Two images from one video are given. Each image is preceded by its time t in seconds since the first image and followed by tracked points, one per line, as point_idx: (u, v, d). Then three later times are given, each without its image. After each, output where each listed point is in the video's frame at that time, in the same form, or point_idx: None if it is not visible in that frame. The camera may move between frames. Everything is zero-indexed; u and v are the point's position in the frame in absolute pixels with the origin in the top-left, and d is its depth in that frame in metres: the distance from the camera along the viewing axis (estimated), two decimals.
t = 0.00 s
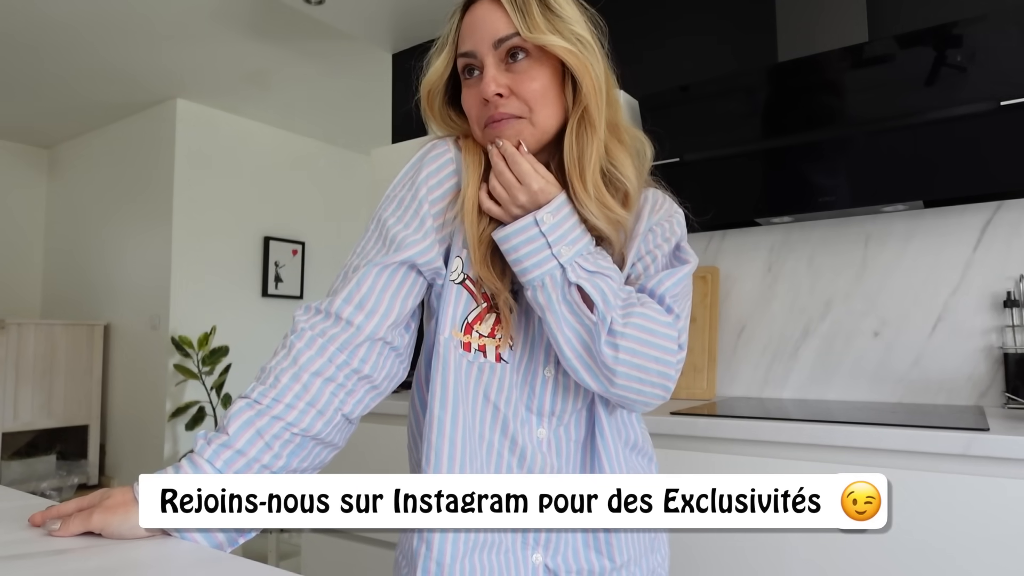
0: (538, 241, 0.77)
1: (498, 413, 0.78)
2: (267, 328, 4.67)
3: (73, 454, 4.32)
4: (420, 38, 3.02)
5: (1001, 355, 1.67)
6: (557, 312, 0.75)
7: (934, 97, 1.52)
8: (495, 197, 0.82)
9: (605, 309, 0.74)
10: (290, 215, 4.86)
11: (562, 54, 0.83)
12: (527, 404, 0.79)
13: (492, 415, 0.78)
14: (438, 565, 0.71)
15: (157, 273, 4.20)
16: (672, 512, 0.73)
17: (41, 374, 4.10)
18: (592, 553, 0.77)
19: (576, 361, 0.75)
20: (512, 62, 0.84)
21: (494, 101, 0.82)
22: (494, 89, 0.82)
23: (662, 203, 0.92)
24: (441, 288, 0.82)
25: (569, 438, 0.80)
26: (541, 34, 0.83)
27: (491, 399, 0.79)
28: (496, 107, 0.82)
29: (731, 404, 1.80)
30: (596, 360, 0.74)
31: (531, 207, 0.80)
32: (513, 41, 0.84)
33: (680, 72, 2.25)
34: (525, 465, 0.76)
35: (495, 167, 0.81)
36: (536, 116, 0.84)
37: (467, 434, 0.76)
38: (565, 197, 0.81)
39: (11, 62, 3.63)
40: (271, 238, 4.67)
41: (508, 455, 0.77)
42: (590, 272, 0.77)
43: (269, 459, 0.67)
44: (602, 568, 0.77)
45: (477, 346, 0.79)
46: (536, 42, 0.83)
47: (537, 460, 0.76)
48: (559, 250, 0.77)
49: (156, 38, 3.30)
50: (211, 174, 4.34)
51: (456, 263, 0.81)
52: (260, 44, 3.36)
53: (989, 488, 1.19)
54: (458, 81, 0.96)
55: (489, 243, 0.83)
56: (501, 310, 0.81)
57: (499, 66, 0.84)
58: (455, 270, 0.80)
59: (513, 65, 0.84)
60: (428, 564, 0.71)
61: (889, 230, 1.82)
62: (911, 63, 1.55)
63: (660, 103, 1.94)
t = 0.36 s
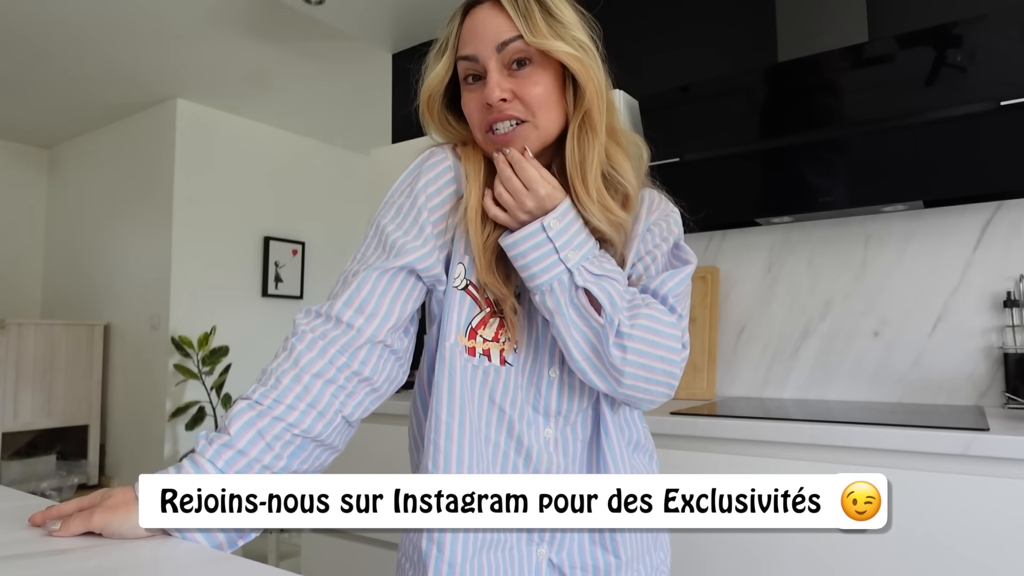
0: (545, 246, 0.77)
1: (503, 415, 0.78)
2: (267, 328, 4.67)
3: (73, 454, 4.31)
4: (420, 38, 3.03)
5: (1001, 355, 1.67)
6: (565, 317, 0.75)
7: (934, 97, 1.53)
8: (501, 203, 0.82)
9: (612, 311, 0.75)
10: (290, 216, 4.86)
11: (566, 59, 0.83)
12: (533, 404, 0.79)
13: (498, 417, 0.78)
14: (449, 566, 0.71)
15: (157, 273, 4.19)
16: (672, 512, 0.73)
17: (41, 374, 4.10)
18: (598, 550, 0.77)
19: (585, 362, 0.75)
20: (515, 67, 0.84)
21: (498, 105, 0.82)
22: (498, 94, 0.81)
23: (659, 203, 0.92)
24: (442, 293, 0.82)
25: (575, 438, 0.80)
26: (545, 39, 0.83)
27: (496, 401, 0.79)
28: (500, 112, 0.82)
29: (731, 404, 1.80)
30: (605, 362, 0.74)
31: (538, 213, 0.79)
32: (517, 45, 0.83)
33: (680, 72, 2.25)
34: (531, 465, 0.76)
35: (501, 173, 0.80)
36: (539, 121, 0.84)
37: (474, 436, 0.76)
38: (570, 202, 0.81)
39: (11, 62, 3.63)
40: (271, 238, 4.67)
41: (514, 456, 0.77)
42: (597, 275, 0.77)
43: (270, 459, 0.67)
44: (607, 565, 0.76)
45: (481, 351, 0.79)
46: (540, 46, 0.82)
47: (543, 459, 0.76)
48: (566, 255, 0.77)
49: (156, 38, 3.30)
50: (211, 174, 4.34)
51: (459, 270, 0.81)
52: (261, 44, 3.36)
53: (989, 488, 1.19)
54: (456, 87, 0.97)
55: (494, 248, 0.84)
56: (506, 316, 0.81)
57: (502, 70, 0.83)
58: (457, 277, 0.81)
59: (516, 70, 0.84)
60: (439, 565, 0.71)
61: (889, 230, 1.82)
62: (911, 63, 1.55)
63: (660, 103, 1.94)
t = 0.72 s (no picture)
0: (541, 249, 0.77)
1: (508, 418, 0.78)
2: (267, 328, 4.67)
3: (73, 454, 4.31)
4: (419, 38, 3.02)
5: (1001, 355, 1.67)
6: (563, 317, 0.75)
7: (934, 97, 1.53)
8: (498, 206, 0.82)
9: (610, 311, 0.75)
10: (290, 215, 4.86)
11: (563, 66, 0.83)
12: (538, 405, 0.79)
13: (503, 420, 0.78)
14: (460, 566, 0.71)
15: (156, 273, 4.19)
16: (673, 512, 0.73)
17: (41, 374, 4.09)
18: (606, 548, 0.77)
19: (583, 363, 0.75)
20: (513, 74, 0.84)
21: (496, 112, 0.82)
22: (495, 100, 0.81)
23: (662, 200, 0.91)
24: (446, 298, 0.82)
25: (581, 439, 0.79)
26: (542, 47, 0.83)
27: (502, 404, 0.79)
28: (498, 119, 0.83)
29: (731, 404, 1.80)
30: (603, 361, 0.74)
31: (534, 216, 0.79)
32: (514, 53, 0.83)
33: (680, 72, 2.25)
34: (537, 465, 0.76)
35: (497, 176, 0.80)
36: (538, 127, 0.84)
37: (480, 439, 0.76)
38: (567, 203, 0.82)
39: (11, 62, 3.62)
40: (271, 238, 4.68)
41: (521, 457, 0.77)
42: (595, 275, 0.78)
43: (270, 460, 0.67)
44: (616, 564, 0.76)
45: (487, 354, 0.79)
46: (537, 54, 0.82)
47: (549, 460, 0.76)
48: (563, 256, 0.77)
49: (155, 37, 3.29)
50: (210, 173, 4.34)
51: (462, 274, 0.82)
52: (261, 44, 3.36)
53: (989, 488, 1.19)
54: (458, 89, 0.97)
55: (494, 253, 0.84)
56: (508, 319, 0.81)
57: (500, 77, 0.83)
58: (460, 281, 0.81)
59: (515, 77, 0.84)
60: (449, 567, 0.71)
61: (889, 229, 1.82)
62: (911, 63, 1.55)
63: (661, 103, 1.94)
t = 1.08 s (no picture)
0: (545, 250, 0.77)
1: (505, 419, 0.78)
2: (266, 328, 4.67)
3: (73, 454, 4.31)
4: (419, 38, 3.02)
5: (1001, 355, 1.67)
6: (566, 319, 0.75)
7: (934, 97, 1.53)
8: (501, 208, 0.82)
9: (613, 313, 0.75)
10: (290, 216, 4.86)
11: (569, 74, 0.83)
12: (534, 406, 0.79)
13: (500, 421, 0.78)
14: (449, 566, 0.71)
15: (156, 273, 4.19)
16: (672, 512, 0.73)
17: (41, 374, 4.09)
18: (602, 550, 0.76)
19: (584, 365, 0.75)
20: (518, 82, 0.84)
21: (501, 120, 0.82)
22: (502, 109, 0.81)
23: (663, 202, 0.91)
24: (444, 299, 0.83)
25: (580, 442, 0.79)
26: (547, 55, 0.82)
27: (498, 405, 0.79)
28: (503, 127, 0.83)
29: (731, 404, 1.80)
30: (605, 364, 0.74)
31: (538, 216, 0.79)
32: (520, 61, 0.83)
33: (681, 72, 2.25)
34: (535, 466, 0.76)
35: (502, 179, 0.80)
36: (543, 133, 0.85)
37: (475, 440, 0.76)
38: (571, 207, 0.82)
39: (11, 62, 3.62)
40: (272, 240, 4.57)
41: (518, 458, 0.77)
42: (598, 278, 0.78)
43: (270, 460, 0.67)
44: (611, 566, 0.76)
45: (483, 354, 0.79)
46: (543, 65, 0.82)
47: (545, 461, 0.76)
48: (567, 258, 0.77)
49: (155, 37, 3.29)
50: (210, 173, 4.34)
51: (460, 275, 0.82)
52: (260, 44, 3.36)
53: (989, 488, 1.19)
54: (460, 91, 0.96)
55: (495, 255, 0.84)
56: (506, 319, 0.81)
57: (505, 85, 0.83)
58: (458, 282, 0.82)
59: (520, 84, 0.84)
60: (440, 565, 0.72)
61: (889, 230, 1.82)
62: (911, 62, 1.55)
63: (661, 103, 1.93)
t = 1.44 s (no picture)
0: (548, 250, 0.77)
1: (509, 418, 0.78)
2: (266, 328, 4.67)
3: (73, 454, 4.31)
4: (419, 39, 3.02)
5: (1001, 355, 1.67)
6: (570, 318, 0.75)
7: (934, 97, 1.53)
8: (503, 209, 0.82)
9: (616, 313, 0.75)
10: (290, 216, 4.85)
11: (568, 78, 0.83)
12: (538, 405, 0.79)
13: (504, 420, 0.78)
14: (455, 566, 0.71)
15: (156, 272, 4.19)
16: (673, 512, 0.73)
17: (41, 375, 4.09)
18: (603, 549, 0.77)
19: (588, 364, 0.75)
20: (517, 87, 0.83)
21: (500, 126, 0.82)
22: (502, 117, 0.81)
23: (662, 203, 0.91)
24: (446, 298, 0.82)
25: (581, 441, 0.79)
26: (546, 60, 0.82)
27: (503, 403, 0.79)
28: (503, 133, 0.83)
29: (731, 404, 1.80)
30: (609, 363, 0.74)
31: (540, 216, 0.79)
32: (519, 67, 0.83)
33: (681, 73, 2.25)
34: (538, 465, 0.76)
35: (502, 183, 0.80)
36: (544, 137, 0.85)
37: (480, 439, 0.76)
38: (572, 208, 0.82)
39: (10, 62, 3.62)
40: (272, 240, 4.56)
41: (521, 457, 0.77)
42: (600, 277, 0.77)
43: (270, 460, 0.67)
44: (614, 564, 0.76)
45: (487, 354, 0.79)
46: (542, 71, 0.82)
47: (549, 460, 0.76)
48: (569, 258, 0.77)
49: (155, 37, 3.29)
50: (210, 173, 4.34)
51: (462, 275, 0.82)
52: (260, 44, 3.35)
53: (989, 489, 1.19)
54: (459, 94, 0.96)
55: (497, 254, 0.84)
56: (509, 319, 0.81)
57: (505, 91, 0.83)
58: (461, 281, 0.82)
59: (520, 90, 0.83)
60: (445, 566, 0.71)
61: (889, 230, 1.82)
62: (911, 62, 1.55)
63: (661, 103, 1.94)
